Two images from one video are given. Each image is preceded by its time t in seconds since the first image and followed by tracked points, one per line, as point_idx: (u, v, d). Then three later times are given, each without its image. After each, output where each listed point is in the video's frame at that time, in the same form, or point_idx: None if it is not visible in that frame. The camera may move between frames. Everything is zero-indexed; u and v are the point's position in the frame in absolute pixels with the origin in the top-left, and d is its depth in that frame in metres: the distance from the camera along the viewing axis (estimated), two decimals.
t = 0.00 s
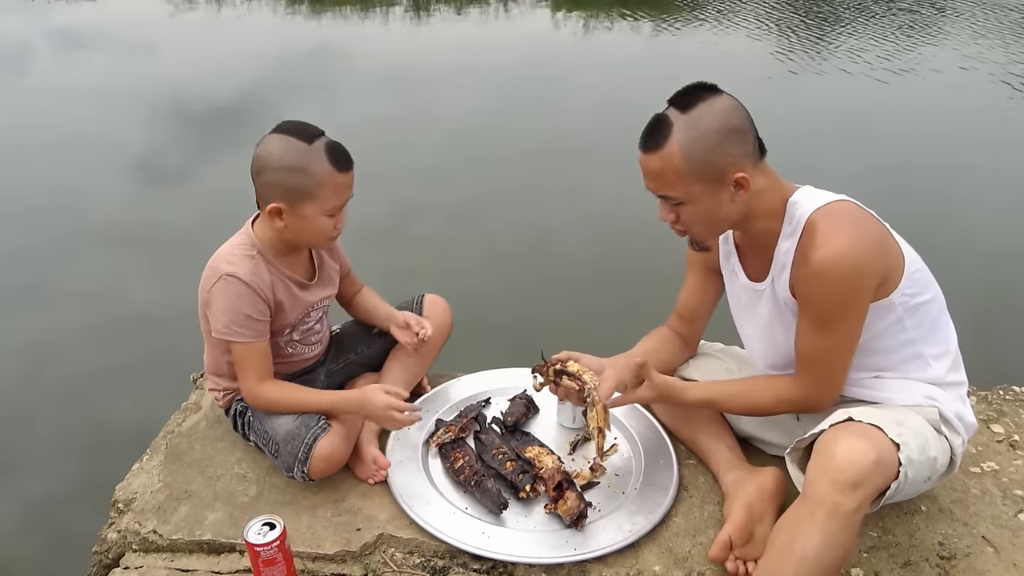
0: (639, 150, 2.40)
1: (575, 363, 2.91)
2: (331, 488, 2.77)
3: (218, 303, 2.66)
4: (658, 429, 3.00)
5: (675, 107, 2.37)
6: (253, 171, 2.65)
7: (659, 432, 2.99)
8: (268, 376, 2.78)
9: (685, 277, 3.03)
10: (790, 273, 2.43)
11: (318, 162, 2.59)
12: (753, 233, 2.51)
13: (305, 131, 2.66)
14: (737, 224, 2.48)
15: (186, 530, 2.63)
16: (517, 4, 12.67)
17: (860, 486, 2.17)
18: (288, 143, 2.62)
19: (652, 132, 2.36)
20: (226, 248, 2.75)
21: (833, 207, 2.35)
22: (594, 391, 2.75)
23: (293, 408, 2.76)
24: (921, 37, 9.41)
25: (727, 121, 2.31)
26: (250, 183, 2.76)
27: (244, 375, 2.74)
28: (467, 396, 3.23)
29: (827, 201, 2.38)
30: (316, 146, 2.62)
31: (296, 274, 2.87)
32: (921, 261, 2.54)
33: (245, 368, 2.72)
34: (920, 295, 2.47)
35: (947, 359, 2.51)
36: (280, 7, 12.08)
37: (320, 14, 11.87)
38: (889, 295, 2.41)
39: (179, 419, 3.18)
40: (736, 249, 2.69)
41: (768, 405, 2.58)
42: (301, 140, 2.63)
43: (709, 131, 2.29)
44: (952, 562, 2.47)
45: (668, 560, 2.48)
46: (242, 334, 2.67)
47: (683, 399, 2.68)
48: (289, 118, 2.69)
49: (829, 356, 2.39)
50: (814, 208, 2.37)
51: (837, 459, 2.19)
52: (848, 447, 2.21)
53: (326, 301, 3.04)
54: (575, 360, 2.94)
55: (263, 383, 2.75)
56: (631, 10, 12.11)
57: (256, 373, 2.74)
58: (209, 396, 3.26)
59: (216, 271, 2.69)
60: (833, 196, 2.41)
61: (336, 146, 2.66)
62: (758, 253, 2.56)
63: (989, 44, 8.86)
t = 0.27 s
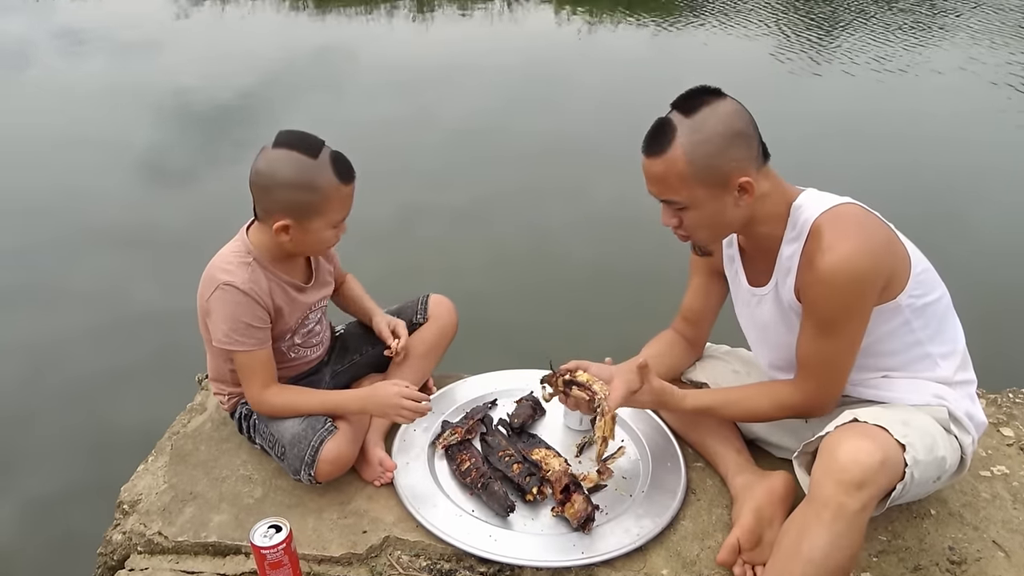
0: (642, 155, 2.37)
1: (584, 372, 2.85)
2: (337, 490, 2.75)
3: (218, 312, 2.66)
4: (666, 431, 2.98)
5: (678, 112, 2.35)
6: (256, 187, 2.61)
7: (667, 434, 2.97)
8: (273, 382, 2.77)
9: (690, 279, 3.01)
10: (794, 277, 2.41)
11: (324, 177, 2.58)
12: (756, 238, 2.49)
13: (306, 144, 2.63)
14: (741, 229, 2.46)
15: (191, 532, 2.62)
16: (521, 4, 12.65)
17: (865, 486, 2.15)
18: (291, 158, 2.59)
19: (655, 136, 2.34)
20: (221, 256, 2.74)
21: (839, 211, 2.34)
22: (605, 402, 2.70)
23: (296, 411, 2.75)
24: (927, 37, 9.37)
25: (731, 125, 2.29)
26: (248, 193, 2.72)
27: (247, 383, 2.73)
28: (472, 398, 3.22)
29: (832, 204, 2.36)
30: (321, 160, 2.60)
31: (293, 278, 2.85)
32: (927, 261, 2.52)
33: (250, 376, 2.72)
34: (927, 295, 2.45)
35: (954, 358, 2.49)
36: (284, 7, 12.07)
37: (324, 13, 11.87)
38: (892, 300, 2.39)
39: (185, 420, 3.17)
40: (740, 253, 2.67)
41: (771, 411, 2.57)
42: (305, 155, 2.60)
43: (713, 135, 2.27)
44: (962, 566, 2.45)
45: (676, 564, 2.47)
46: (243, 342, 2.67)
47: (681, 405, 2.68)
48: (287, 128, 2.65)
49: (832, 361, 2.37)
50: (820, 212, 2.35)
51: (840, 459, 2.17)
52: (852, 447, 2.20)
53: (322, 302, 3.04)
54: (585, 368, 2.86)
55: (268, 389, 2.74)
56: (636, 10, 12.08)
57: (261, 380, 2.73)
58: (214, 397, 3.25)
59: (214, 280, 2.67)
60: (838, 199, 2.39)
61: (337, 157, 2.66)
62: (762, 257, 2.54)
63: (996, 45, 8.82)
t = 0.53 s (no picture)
0: (650, 158, 2.36)
1: (589, 373, 2.83)
2: (341, 491, 2.75)
3: (219, 314, 2.65)
4: (671, 433, 2.97)
5: (685, 114, 2.35)
6: (254, 187, 2.61)
7: (671, 436, 2.96)
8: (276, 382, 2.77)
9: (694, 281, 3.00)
10: (801, 281, 2.40)
11: (322, 177, 2.58)
12: (763, 240, 2.48)
13: (304, 144, 2.63)
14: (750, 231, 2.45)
15: (196, 532, 2.62)
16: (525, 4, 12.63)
17: (870, 488, 2.14)
18: (288, 159, 2.58)
19: (663, 139, 2.33)
20: (220, 257, 2.73)
21: (848, 213, 2.32)
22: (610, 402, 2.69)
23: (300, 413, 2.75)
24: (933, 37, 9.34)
25: (739, 126, 2.29)
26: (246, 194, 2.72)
27: (250, 383, 2.73)
28: (477, 399, 3.21)
29: (840, 207, 2.35)
30: (319, 160, 2.60)
31: (293, 277, 2.85)
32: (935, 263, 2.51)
33: (252, 376, 2.72)
34: (935, 299, 2.44)
35: (962, 361, 2.48)
36: (288, 7, 12.08)
37: (328, 13, 11.86)
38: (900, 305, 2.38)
39: (189, 421, 3.17)
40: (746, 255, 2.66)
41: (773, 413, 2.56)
42: (302, 156, 2.59)
43: (720, 137, 2.27)
44: (969, 569, 2.44)
45: (681, 566, 2.46)
46: (244, 343, 2.67)
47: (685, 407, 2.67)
48: (284, 128, 2.64)
49: (836, 365, 2.37)
50: (827, 216, 2.34)
51: (845, 462, 2.16)
52: (857, 449, 2.19)
53: (324, 299, 3.03)
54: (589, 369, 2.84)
55: (270, 390, 2.74)
56: (640, 10, 12.06)
57: (264, 381, 2.73)
58: (218, 398, 3.25)
59: (214, 282, 2.67)
60: (845, 202, 2.38)
61: (334, 156, 2.65)
62: (769, 259, 2.53)
63: (1002, 45, 8.78)
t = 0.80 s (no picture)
0: (655, 158, 2.35)
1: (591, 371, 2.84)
2: (343, 488, 2.76)
3: (221, 308, 2.66)
4: (671, 431, 2.98)
5: (688, 112, 2.34)
6: (250, 179, 2.62)
7: (672, 434, 2.97)
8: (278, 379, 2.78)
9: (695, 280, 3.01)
10: (802, 280, 2.41)
11: (316, 168, 2.57)
12: (764, 239, 2.49)
13: (299, 135, 2.64)
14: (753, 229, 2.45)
15: (198, 529, 2.63)
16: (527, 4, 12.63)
17: (871, 485, 2.15)
18: (283, 150, 2.60)
19: (668, 138, 2.32)
20: (225, 252, 2.74)
21: (848, 213, 2.33)
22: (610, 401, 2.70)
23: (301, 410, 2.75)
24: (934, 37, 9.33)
25: (742, 122, 2.29)
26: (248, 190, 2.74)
27: (252, 380, 2.74)
28: (478, 397, 3.22)
29: (840, 206, 2.36)
30: (313, 151, 2.60)
31: (297, 273, 2.86)
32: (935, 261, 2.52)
33: (254, 372, 2.73)
34: (935, 297, 2.44)
35: (963, 359, 2.49)
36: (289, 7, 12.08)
37: (329, 13, 11.87)
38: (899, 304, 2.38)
39: (191, 418, 3.18)
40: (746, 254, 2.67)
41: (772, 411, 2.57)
42: (297, 146, 2.60)
43: (728, 132, 2.27)
44: (969, 566, 2.44)
45: (682, 563, 2.47)
46: (247, 337, 2.67)
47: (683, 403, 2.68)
48: (282, 121, 2.66)
49: (836, 365, 2.37)
50: (827, 215, 2.34)
51: (847, 459, 2.17)
52: (858, 446, 2.19)
53: (327, 296, 3.04)
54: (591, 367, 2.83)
55: (273, 387, 2.75)
56: (641, 10, 12.05)
57: (266, 378, 2.73)
58: (220, 395, 3.26)
59: (217, 276, 2.68)
60: (845, 201, 2.38)
61: (331, 148, 2.65)
62: (769, 258, 2.54)
63: (1004, 43, 8.77)
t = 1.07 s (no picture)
0: (665, 157, 2.31)
1: (586, 371, 2.84)
2: (341, 486, 2.77)
3: (222, 308, 2.67)
4: (669, 429, 2.99)
5: (697, 111, 2.34)
6: (245, 178, 2.64)
7: (670, 432, 2.98)
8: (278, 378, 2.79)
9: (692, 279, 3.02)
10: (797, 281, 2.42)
11: (307, 164, 2.58)
12: (763, 239, 2.49)
13: (291, 132, 2.65)
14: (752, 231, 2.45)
15: (197, 526, 2.64)
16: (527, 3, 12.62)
17: (868, 484, 2.16)
18: (274, 146, 2.61)
19: (679, 137, 2.30)
20: (225, 252, 2.75)
21: (843, 214, 2.34)
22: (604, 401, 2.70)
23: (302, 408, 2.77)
24: (934, 36, 9.33)
25: (752, 120, 2.30)
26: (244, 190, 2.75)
27: (252, 378, 2.75)
28: (476, 395, 3.23)
29: (836, 208, 2.36)
30: (303, 146, 2.61)
31: (297, 273, 2.87)
32: (931, 260, 2.52)
33: (254, 371, 2.73)
34: (931, 296, 2.45)
35: (959, 358, 2.50)
36: (290, 7, 12.07)
37: (329, 12, 11.86)
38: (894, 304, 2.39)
39: (190, 416, 3.19)
40: (741, 256, 2.68)
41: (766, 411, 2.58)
42: (288, 143, 2.61)
43: (740, 131, 2.28)
44: (965, 564, 2.45)
45: (679, 561, 2.48)
46: (247, 337, 2.68)
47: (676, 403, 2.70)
48: (273, 120, 2.67)
49: (831, 365, 2.38)
50: (823, 216, 2.35)
51: (845, 458, 2.17)
52: (855, 444, 2.20)
53: (328, 296, 3.05)
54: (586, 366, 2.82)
55: (273, 385, 2.76)
56: (641, 10, 12.05)
57: (266, 376, 2.74)
58: (219, 393, 3.26)
59: (217, 276, 2.69)
60: (842, 202, 2.39)
61: (322, 143, 2.65)
62: (766, 258, 2.55)
63: (1004, 42, 8.77)
